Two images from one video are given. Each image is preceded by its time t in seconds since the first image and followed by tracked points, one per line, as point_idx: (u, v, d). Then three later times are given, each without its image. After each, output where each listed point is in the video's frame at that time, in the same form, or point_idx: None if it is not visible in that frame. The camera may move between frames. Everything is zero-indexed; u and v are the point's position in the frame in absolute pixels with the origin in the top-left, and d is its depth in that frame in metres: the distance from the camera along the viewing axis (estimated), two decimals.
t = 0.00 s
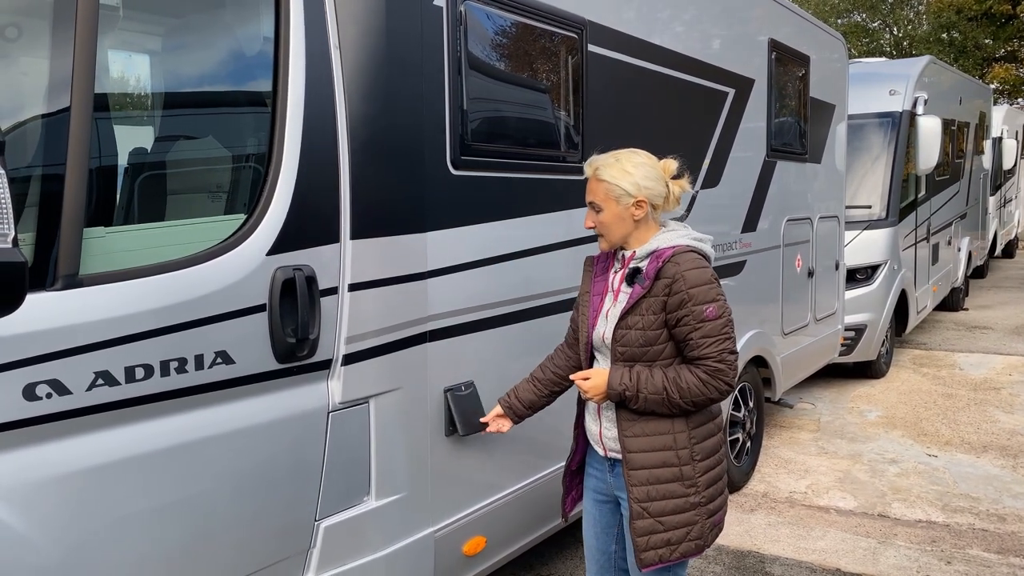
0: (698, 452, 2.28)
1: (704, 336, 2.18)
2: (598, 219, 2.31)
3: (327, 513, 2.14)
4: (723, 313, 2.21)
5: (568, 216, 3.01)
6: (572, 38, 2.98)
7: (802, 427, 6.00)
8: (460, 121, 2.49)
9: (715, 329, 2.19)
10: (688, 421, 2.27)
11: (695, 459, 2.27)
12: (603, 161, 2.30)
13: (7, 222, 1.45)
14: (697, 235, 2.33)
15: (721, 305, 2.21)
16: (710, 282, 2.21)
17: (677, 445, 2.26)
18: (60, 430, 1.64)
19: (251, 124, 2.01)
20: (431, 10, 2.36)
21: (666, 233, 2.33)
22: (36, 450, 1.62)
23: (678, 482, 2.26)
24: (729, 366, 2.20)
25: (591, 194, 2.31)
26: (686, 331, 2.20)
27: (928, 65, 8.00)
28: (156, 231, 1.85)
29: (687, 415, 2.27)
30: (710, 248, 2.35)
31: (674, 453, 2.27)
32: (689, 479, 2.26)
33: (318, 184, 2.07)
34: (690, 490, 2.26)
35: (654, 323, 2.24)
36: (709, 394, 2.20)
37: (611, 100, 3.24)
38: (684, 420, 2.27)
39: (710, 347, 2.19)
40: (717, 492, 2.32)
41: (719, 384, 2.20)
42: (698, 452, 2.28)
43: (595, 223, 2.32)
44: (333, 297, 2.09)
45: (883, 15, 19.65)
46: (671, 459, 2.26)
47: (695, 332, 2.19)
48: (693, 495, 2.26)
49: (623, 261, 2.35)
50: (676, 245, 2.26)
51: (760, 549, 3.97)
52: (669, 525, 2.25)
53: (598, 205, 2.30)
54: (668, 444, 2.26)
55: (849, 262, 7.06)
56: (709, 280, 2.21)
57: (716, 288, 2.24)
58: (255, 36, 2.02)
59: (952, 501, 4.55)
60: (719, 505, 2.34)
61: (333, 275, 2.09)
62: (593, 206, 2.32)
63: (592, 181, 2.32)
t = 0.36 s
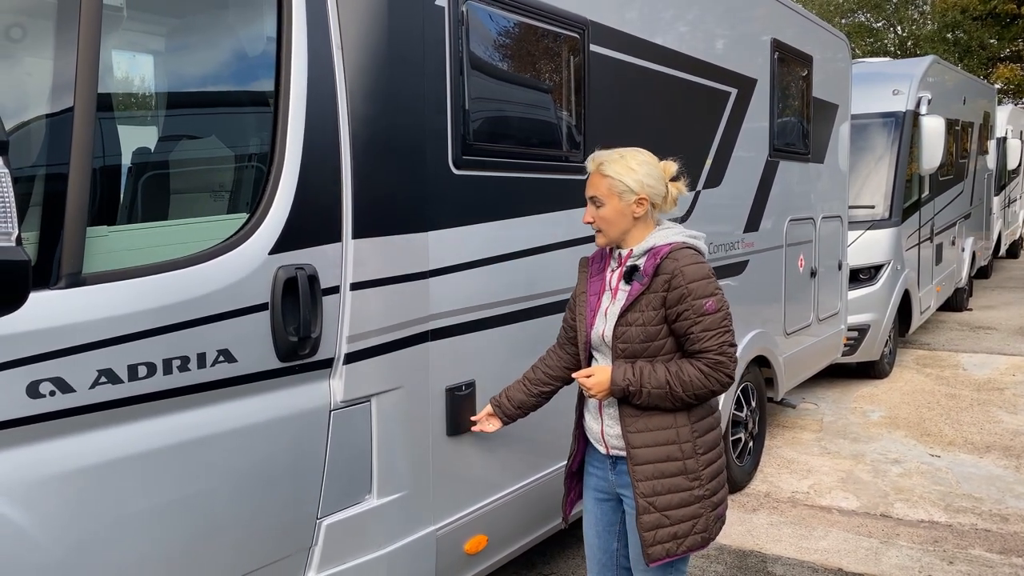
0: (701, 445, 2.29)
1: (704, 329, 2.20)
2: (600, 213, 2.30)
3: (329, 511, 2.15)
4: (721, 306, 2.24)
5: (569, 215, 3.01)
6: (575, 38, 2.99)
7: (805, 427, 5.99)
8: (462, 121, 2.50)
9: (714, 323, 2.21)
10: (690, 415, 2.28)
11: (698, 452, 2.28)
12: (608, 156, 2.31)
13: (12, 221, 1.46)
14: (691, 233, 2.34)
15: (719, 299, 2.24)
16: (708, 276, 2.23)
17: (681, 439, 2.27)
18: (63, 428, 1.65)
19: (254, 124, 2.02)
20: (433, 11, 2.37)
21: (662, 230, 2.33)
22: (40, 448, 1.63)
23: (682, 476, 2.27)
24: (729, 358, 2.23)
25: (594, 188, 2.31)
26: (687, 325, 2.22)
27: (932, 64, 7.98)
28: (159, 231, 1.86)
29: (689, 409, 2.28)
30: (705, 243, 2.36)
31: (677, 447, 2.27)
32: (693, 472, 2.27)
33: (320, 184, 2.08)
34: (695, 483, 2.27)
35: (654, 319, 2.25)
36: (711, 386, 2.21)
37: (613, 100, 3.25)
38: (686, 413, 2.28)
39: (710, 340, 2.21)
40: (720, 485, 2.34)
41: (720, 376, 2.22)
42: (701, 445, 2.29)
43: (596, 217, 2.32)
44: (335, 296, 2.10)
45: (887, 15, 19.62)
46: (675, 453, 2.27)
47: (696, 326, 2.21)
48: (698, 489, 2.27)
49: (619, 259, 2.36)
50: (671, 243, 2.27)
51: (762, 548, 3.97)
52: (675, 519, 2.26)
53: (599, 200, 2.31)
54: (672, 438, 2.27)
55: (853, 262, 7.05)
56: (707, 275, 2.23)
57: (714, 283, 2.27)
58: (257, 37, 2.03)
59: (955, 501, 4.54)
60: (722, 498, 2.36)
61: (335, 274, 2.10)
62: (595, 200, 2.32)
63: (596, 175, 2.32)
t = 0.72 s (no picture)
0: (701, 434, 2.31)
1: (701, 321, 2.22)
2: (627, 201, 2.30)
3: (331, 510, 2.16)
4: (715, 297, 2.26)
5: (571, 216, 3.02)
6: (577, 39, 2.99)
7: (807, 428, 5.99)
8: (464, 121, 2.51)
9: (710, 313, 2.23)
10: (689, 405, 2.31)
11: (698, 441, 2.31)
12: (634, 147, 2.35)
13: (16, 221, 1.48)
14: (682, 229, 2.36)
15: (714, 290, 2.26)
16: (702, 268, 2.25)
17: (681, 428, 2.29)
18: (66, 428, 1.67)
19: (256, 124, 2.02)
20: (435, 11, 2.37)
21: (654, 228, 2.36)
22: (43, 447, 1.64)
23: (684, 465, 2.29)
24: (725, 347, 2.25)
25: (621, 174, 2.31)
26: (684, 316, 2.23)
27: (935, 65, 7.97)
28: (162, 231, 1.87)
29: (688, 399, 2.30)
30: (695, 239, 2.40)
31: (678, 437, 2.29)
32: (694, 461, 2.29)
33: (322, 184, 2.08)
34: (696, 471, 2.29)
35: (651, 313, 2.27)
36: (709, 375, 2.23)
37: (615, 101, 3.25)
38: (686, 403, 2.30)
39: (707, 331, 2.23)
40: (721, 473, 2.36)
41: (718, 366, 2.24)
42: (701, 434, 2.32)
43: (621, 205, 2.31)
44: (337, 296, 2.10)
45: (890, 15, 19.61)
46: (676, 443, 2.29)
47: (692, 317, 2.22)
48: (700, 477, 2.30)
49: (616, 256, 2.38)
50: (665, 239, 2.30)
51: (764, 549, 3.97)
52: (679, 507, 2.29)
53: (626, 186, 2.31)
54: (672, 428, 2.29)
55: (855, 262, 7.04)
56: (703, 268, 2.25)
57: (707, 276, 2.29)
58: (260, 38, 2.04)
59: (957, 502, 4.54)
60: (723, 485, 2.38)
61: (338, 275, 2.11)
62: (620, 187, 2.32)
63: (620, 163, 2.33)
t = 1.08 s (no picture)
0: (716, 416, 2.39)
1: (708, 308, 2.27)
2: (629, 203, 2.34)
3: (331, 511, 2.16)
4: (716, 284, 2.31)
5: (571, 216, 3.02)
6: (577, 40, 3.00)
7: (808, 428, 5.99)
8: (465, 122, 2.51)
9: (715, 301, 2.28)
10: (702, 390, 2.37)
11: (714, 422, 2.38)
12: (631, 153, 2.41)
13: (17, 223, 1.48)
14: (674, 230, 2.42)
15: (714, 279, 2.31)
16: (700, 259, 2.30)
17: (698, 413, 2.36)
18: (67, 428, 1.67)
19: (257, 125, 2.03)
20: (435, 12, 2.37)
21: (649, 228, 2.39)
22: (44, 448, 1.64)
23: (705, 446, 2.36)
24: (732, 330, 2.30)
25: (623, 176, 2.36)
26: (692, 306, 2.27)
27: (937, 65, 7.96)
28: (164, 232, 1.87)
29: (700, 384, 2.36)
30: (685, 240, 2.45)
31: (696, 421, 2.36)
32: (713, 442, 2.37)
33: (322, 186, 2.09)
34: (716, 451, 2.37)
35: (658, 307, 2.30)
36: (721, 358, 2.29)
37: (616, 101, 3.25)
38: (698, 388, 2.36)
39: (715, 317, 2.28)
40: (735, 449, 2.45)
41: (729, 349, 2.29)
42: (716, 416, 2.39)
43: (623, 206, 2.34)
44: (337, 296, 2.11)
45: (892, 15, 19.57)
46: (695, 427, 2.35)
47: (700, 305, 2.27)
48: (720, 455, 2.38)
49: (610, 256, 2.40)
50: (662, 238, 2.34)
51: (765, 549, 3.97)
52: (704, 486, 2.35)
53: (626, 189, 2.36)
54: (690, 413, 2.35)
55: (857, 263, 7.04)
56: (700, 258, 2.29)
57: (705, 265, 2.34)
58: (261, 39, 2.04)
59: (958, 502, 4.54)
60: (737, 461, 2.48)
61: (338, 276, 2.11)
62: (622, 189, 2.36)
63: (621, 167, 2.38)
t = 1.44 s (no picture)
0: (730, 402, 2.51)
1: (725, 301, 2.38)
2: (644, 198, 2.41)
3: (331, 511, 2.17)
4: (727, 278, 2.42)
5: (571, 217, 3.02)
6: (578, 41, 3.00)
7: (809, 428, 5.99)
8: (465, 122, 2.51)
9: (729, 294, 2.40)
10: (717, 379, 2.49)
11: (729, 408, 2.51)
12: (641, 151, 2.49)
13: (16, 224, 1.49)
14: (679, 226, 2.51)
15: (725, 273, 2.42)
16: (713, 255, 2.41)
17: (716, 401, 2.47)
18: (67, 428, 1.67)
19: (257, 125, 2.03)
20: (434, 13, 2.38)
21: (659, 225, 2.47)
22: (43, 448, 1.65)
23: (725, 431, 2.48)
24: (744, 320, 2.43)
25: (636, 173, 2.43)
26: (710, 299, 2.37)
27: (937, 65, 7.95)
28: (165, 232, 1.88)
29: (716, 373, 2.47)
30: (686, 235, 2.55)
31: (715, 409, 2.47)
32: (731, 426, 2.50)
33: (321, 186, 2.09)
34: (734, 434, 2.50)
35: (677, 302, 2.38)
36: (738, 346, 2.40)
37: (616, 102, 3.25)
38: (714, 377, 2.48)
39: (731, 309, 2.39)
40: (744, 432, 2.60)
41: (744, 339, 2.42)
42: (730, 402, 2.52)
43: (638, 202, 2.41)
44: (337, 297, 2.11)
45: (893, 15, 19.54)
46: (716, 414, 2.47)
47: (717, 298, 2.37)
48: (737, 438, 2.51)
49: (623, 253, 2.44)
50: (674, 233, 2.42)
51: (765, 549, 3.97)
52: (727, 469, 2.47)
53: (640, 184, 2.43)
54: (710, 402, 2.46)
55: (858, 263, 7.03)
56: (713, 254, 2.40)
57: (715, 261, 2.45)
58: (262, 39, 2.05)
59: (959, 503, 4.54)
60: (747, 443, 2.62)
61: (337, 277, 2.11)
62: (637, 185, 2.43)
63: (634, 164, 2.45)
